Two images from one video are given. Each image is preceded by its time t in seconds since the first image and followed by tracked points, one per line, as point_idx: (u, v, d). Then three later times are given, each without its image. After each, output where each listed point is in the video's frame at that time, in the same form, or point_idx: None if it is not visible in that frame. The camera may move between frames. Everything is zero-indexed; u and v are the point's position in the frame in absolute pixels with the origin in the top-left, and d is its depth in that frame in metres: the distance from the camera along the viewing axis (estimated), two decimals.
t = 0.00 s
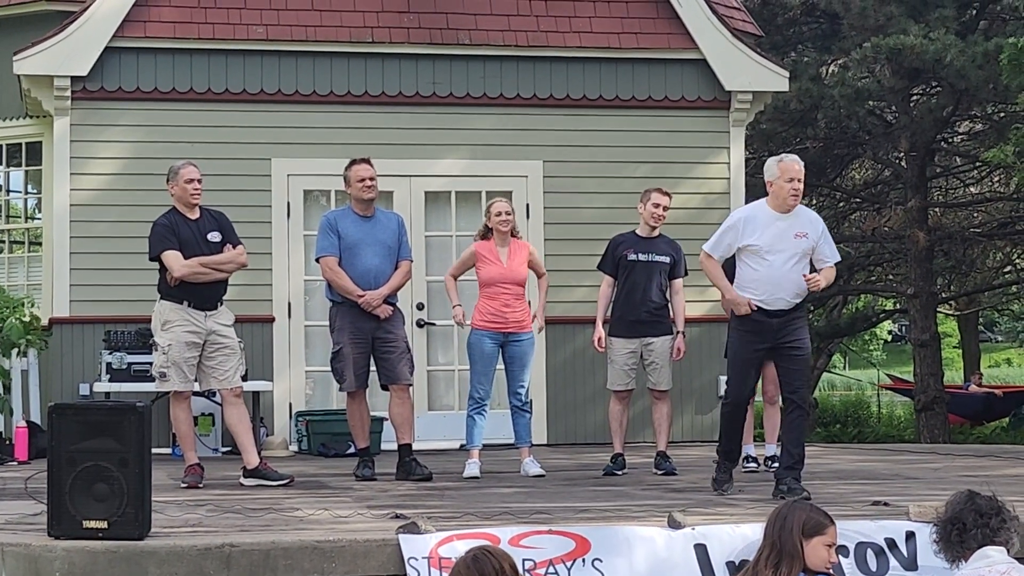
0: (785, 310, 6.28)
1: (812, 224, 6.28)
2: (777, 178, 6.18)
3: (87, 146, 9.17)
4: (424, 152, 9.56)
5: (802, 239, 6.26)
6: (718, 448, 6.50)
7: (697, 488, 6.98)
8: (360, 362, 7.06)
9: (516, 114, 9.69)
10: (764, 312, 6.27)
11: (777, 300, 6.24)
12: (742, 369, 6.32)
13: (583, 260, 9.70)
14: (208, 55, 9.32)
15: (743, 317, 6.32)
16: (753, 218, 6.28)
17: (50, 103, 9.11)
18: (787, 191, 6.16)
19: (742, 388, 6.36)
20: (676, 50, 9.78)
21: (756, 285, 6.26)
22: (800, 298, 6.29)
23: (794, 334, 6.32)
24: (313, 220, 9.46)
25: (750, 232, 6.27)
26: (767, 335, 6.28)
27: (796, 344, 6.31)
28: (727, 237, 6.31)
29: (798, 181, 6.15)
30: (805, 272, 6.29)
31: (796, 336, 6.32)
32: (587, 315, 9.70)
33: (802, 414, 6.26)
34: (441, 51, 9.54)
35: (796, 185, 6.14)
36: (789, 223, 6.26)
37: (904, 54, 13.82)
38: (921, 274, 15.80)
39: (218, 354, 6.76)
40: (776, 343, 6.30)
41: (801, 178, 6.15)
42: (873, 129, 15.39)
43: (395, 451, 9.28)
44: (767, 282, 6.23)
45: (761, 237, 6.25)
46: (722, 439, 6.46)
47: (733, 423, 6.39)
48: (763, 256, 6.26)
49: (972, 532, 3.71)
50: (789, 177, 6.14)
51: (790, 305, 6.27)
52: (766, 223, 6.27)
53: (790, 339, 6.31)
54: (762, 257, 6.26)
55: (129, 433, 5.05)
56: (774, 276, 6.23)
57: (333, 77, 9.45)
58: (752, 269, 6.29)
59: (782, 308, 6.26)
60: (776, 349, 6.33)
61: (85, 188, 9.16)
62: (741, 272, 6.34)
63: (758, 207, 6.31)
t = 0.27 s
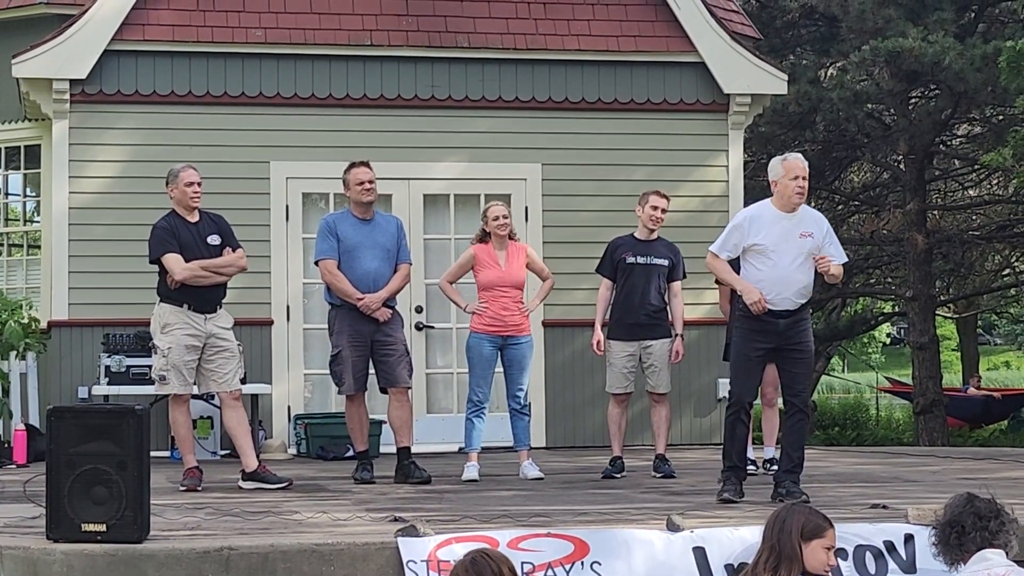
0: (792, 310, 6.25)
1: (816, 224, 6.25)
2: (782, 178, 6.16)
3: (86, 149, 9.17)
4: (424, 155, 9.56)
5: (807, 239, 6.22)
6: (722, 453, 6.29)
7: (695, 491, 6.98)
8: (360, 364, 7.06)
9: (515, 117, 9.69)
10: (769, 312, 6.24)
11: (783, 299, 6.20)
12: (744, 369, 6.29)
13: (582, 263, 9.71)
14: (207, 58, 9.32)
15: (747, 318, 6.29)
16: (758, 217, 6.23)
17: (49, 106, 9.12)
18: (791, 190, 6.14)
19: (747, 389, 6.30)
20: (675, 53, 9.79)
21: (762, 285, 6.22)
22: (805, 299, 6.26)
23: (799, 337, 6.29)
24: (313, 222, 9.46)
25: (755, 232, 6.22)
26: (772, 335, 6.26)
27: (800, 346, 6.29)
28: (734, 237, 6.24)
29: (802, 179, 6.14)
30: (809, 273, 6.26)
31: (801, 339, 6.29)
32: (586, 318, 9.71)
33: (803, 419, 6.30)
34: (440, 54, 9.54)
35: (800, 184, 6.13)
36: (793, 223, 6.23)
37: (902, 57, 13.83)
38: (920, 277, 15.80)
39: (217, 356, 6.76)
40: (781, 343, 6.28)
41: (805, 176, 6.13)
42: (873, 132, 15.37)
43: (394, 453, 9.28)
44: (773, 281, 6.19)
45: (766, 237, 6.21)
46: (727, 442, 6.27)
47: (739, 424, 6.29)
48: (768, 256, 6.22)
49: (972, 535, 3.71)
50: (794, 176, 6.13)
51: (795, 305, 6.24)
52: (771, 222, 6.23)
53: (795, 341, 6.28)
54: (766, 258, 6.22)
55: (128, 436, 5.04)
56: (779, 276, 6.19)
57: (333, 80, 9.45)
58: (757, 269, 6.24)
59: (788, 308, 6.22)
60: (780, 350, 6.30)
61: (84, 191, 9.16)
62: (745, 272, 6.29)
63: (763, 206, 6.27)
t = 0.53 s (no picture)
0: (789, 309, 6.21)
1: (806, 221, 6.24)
2: (770, 178, 6.16)
3: (85, 152, 9.18)
4: (422, 158, 9.56)
5: (800, 238, 6.20)
6: (721, 459, 6.18)
7: (694, 493, 6.98)
8: (359, 367, 7.06)
9: (514, 120, 9.69)
10: (767, 313, 6.18)
11: (783, 300, 6.17)
12: (743, 371, 6.19)
13: (581, 265, 9.71)
14: (206, 61, 9.32)
15: (744, 319, 6.21)
16: (754, 220, 6.16)
17: (48, 109, 9.12)
18: (780, 189, 6.14)
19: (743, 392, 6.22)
20: (674, 56, 9.79)
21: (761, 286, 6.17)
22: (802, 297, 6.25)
23: (798, 339, 6.23)
24: (312, 225, 9.47)
25: (754, 235, 6.14)
26: (770, 338, 6.19)
27: (798, 348, 6.23)
28: (735, 240, 6.13)
29: (789, 177, 6.15)
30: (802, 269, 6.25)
31: (798, 340, 6.23)
32: (585, 321, 9.71)
33: (802, 422, 6.26)
34: (439, 57, 9.54)
35: (788, 182, 6.13)
36: (786, 221, 6.19)
37: (901, 60, 13.84)
38: (919, 280, 15.80)
39: (217, 359, 6.76)
40: (779, 345, 6.21)
41: (792, 174, 6.14)
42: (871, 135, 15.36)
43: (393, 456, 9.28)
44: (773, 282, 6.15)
45: (763, 239, 6.15)
46: (728, 448, 6.16)
47: (739, 430, 6.15)
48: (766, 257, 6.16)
49: (970, 537, 3.72)
50: (781, 175, 6.14)
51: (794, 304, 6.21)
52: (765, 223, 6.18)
53: (792, 342, 6.22)
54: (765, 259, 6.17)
55: (126, 439, 5.02)
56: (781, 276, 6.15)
57: (331, 83, 9.45)
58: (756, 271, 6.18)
59: (788, 308, 6.19)
60: (778, 352, 6.24)
61: (83, 193, 9.16)
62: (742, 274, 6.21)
63: (754, 208, 6.20)
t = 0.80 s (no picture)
0: (783, 309, 6.18)
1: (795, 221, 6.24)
2: (755, 180, 6.17)
3: (85, 154, 9.18)
4: (422, 161, 9.56)
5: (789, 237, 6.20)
6: (720, 462, 6.18)
7: (694, 496, 6.97)
8: (359, 370, 7.06)
9: (514, 123, 9.70)
10: (761, 314, 6.16)
11: (776, 299, 6.15)
12: (737, 374, 6.17)
13: (580, 268, 9.71)
14: (206, 64, 9.33)
15: (738, 321, 6.19)
16: (743, 222, 6.19)
17: (48, 112, 9.12)
18: (767, 189, 6.14)
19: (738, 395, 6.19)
20: (673, 59, 9.80)
21: (753, 287, 6.15)
22: (796, 295, 6.22)
23: (792, 340, 6.21)
24: (311, 228, 9.47)
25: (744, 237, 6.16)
26: (763, 340, 6.16)
27: (792, 350, 6.20)
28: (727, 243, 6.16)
29: (776, 178, 6.14)
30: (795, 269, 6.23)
31: (792, 342, 6.21)
32: (585, 324, 9.71)
33: (800, 425, 6.19)
34: (438, 60, 9.55)
35: (775, 183, 6.12)
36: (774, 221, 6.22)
37: (900, 63, 13.85)
38: (918, 282, 15.81)
39: (217, 362, 6.75)
40: (774, 348, 6.18)
41: (778, 175, 6.13)
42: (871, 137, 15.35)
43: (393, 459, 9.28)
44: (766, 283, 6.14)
45: (754, 240, 6.17)
46: (726, 451, 6.15)
47: (737, 433, 6.13)
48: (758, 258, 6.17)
49: (970, 540, 3.71)
50: (767, 177, 6.13)
51: (788, 303, 6.19)
52: (753, 224, 6.20)
53: (785, 344, 6.19)
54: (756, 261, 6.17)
55: (127, 442, 5.02)
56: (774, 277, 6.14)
57: (331, 86, 9.46)
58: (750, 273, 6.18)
59: (782, 307, 6.17)
60: (772, 354, 6.22)
61: (83, 197, 9.16)
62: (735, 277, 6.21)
63: (742, 210, 6.24)
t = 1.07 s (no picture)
0: (778, 310, 6.16)
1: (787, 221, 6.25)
2: (745, 181, 6.17)
3: (85, 157, 9.18)
4: (422, 163, 9.56)
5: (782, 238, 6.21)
6: (721, 465, 6.17)
7: (695, 499, 6.97)
8: (359, 372, 7.06)
9: (514, 125, 9.70)
10: (757, 316, 6.15)
11: (771, 301, 6.13)
12: (734, 377, 6.17)
13: (581, 271, 9.71)
14: (206, 67, 9.33)
15: (734, 324, 6.19)
16: (735, 224, 6.21)
17: (48, 114, 9.13)
18: (757, 191, 6.15)
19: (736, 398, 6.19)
20: (674, 61, 9.80)
21: (747, 289, 6.15)
22: (792, 297, 6.21)
23: (788, 343, 6.20)
24: (312, 231, 9.47)
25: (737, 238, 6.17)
26: (760, 343, 6.15)
27: (788, 352, 6.20)
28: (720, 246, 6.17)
29: (766, 179, 6.14)
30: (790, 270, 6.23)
31: (789, 345, 6.20)
32: (586, 326, 9.70)
33: (798, 428, 6.20)
34: (439, 62, 9.55)
35: (765, 184, 6.13)
36: (766, 223, 6.23)
37: (900, 65, 13.86)
38: (919, 285, 15.81)
39: (218, 365, 6.75)
40: (770, 350, 6.18)
41: (768, 175, 6.13)
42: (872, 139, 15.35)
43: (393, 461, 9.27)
44: (761, 284, 6.14)
45: (747, 242, 6.18)
46: (726, 454, 6.14)
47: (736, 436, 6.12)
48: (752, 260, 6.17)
49: (970, 543, 3.71)
50: (757, 178, 6.13)
51: (784, 304, 6.18)
52: (746, 226, 6.21)
53: (781, 347, 6.19)
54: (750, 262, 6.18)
55: (127, 445, 5.03)
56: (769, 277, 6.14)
57: (332, 88, 9.46)
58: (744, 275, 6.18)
59: (778, 309, 6.16)
60: (768, 357, 6.21)
61: (84, 199, 9.16)
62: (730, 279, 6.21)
63: (734, 213, 6.26)
